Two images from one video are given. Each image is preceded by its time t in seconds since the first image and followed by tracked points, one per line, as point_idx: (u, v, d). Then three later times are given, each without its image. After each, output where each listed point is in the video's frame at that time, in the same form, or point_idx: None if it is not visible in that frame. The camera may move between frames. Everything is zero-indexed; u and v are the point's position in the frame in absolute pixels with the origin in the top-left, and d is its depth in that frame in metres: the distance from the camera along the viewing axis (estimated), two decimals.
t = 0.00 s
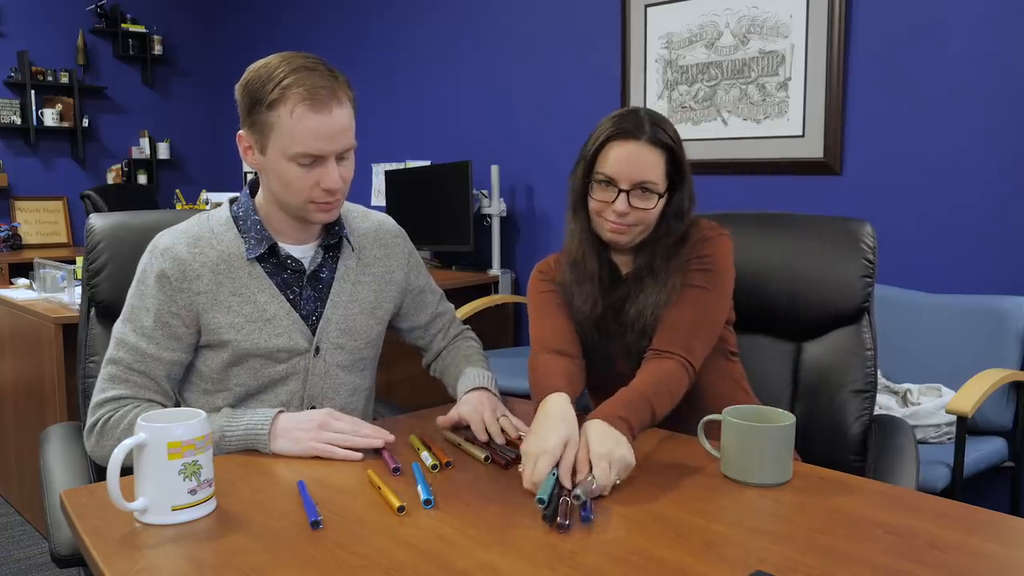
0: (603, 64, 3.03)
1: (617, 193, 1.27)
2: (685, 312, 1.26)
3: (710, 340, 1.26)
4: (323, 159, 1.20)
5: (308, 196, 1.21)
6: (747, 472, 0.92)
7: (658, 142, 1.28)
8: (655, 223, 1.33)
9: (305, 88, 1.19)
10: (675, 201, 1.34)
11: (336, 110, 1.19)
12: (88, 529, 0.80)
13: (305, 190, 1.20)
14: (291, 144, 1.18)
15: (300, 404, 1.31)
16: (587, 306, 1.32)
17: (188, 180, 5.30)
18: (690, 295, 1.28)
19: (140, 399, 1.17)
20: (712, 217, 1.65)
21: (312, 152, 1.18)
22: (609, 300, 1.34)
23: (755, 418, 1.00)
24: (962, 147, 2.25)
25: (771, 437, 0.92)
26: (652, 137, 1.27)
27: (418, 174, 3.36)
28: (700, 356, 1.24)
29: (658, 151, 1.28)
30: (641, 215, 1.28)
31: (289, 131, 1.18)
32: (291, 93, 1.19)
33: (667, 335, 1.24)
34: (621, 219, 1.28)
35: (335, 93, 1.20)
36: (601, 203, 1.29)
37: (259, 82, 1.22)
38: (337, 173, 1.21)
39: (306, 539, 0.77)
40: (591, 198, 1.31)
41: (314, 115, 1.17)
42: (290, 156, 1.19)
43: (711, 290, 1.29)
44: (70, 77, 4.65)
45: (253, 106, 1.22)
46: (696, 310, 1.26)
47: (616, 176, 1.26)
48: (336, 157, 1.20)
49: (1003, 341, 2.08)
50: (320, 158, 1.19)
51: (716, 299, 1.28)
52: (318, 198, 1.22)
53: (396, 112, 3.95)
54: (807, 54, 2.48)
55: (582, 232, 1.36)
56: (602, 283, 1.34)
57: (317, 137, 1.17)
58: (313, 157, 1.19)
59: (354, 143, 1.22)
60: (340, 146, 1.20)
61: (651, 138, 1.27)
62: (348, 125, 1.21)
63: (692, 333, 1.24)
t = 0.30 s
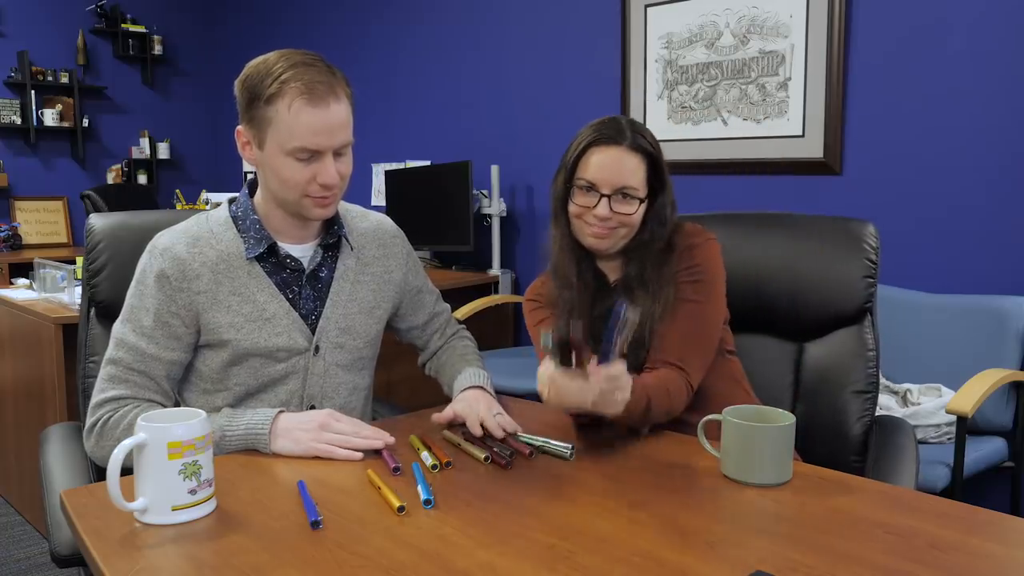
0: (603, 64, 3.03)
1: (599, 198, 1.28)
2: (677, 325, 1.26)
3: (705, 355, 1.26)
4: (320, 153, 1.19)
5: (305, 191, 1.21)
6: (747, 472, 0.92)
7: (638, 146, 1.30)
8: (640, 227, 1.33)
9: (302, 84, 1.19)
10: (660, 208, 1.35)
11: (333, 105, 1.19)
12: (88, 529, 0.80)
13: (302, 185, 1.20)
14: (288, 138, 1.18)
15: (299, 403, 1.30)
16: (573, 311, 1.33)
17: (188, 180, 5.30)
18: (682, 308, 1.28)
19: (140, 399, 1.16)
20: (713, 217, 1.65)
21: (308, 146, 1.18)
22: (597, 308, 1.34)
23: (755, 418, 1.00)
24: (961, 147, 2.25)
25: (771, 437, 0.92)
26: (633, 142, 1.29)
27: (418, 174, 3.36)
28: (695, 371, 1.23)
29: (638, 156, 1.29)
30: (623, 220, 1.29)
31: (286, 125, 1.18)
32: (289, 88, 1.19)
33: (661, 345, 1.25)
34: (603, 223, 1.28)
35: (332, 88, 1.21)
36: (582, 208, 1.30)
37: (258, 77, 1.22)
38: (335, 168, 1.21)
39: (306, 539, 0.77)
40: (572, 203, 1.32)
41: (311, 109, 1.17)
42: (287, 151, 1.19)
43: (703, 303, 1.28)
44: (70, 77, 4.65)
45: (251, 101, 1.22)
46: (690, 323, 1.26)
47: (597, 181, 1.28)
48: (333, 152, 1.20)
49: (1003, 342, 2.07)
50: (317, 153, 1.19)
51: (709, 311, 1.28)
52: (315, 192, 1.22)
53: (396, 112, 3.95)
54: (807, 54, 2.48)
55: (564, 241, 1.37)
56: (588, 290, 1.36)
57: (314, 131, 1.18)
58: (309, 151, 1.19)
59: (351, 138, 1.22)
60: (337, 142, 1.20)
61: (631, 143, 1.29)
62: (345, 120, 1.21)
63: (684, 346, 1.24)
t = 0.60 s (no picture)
0: (603, 64, 3.03)
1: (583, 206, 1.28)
2: (670, 324, 1.26)
3: (705, 351, 1.26)
4: (324, 147, 1.20)
5: (308, 184, 1.21)
6: (747, 472, 0.92)
7: (621, 153, 1.31)
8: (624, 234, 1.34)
9: (306, 78, 1.20)
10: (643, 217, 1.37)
11: (336, 99, 1.20)
12: (88, 529, 0.80)
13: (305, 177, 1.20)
14: (292, 131, 1.19)
15: (299, 402, 1.30)
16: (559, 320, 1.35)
17: (188, 180, 5.30)
18: (672, 306, 1.28)
19: (140, 398, 1.16)
20: (713, 217, 1.66)
21: (313, 138, 1.18)
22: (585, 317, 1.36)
23: (755, 418, 1.00)
24: (961, 147, 2.25)
25: (771, 437, 0.92)
26: (615, 148, 1.30)
27: (418, 174, 3.36)
28: (694, 368, 1.23)
29: (621, 162, 1.30)
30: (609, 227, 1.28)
31: (290, 118, 1.18)
32: (294, 82, 1.20)
33: (660, 343, 1.25)
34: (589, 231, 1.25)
35: (335, 84, 1.22)
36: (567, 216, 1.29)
37: (260, 73, 1.23)
38: (338, 161, 1.21)
39: (306, 539, 0.77)
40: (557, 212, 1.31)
41: (315, 102, 1.18)
42: (290, 144, 1.19)
43: (694, 299, 1.28)
44: (70, 77, 4.65)
45: (254, 96, 1.23)
46: (685, 321, 1.26)
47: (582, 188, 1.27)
48: (337, 145, 1.21)
49: (1003, 341, 2.07)
50: (321, 146, 1.19)
51: (701, 307, 1.28)
52: (318, 185, 1.21)
53: (396, 112, 3.95)
54: (807, 53, 2.48)
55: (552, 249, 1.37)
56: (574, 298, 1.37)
57: (318, 123, 1.18)
58: (314, 144, 1.19)
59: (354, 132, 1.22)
60: (341, 135, 1.20)
61: (614, 149, 1.30)
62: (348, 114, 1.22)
63: (684, 344, 1.24)
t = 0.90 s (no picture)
0: (603, 64, 3.03)
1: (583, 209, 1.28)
2: (671, 323, 1.26)
3: (705, 350, 1.26)
4: (308, 126, 1.21)
5: (290, 162, 1.23)
6: (747, 472, 0.92)
7: (621, 155, 1.31)
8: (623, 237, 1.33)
9: (299, 60, 1.21)
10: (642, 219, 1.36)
11: (327, 82, 1.20)
12: (88, 529, 0.80)
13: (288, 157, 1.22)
14: (278, 108, 1.21)
15: (298, 401, 1.30)
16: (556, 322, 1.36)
17: (188, 180, 5.30)
18: (671, 306, 1.28)
19: (139, 394, 1.16)
20: (713, 217, 1.66)
21: (298, 116, 1.20)
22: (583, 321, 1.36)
23: (754, 418, 1.00)
24: (961, 147, 2.25)
25: (771, 437, 0.92)
26: (615, 150, 1.30)
27: (418, 174, 3.36)
28: (694, 366, 1.23)
29: (621, 164, 1.30)
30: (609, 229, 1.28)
31: (277, 96, 1.20)
32: (287, 64, 1.21)
33: (661, 342, 1.25)
34: (588, 233, 1.24)
35: (330, 68, 1.23)
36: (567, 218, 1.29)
37: (263, 57, 1.25)
38: (322, 143, 1.22)
39: (306, 539, 0.77)
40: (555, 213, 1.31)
41: (305, 82, 1.19)
42: (276, 122, 1.21)
43: (694, 298, 1.28)
44: (70, 77, 4.65)
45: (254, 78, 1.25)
46: (685, 321, 1.26)
47: (581, 190, 1.27)
48: (322, 127, 1.22)
49: (1003, 341, 2.07)
50: (305, 125, 1.21)
51: (701, 306, 1.28)
52: (302, 166, 1.23)
53: (396, 112, 3.95)
54: (807, 54, 2.48)
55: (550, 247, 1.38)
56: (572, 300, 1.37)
57: (305, 104, 1.19)
58: (298, 122, 1.21)
59: (344, 117, 1.23)
60: (327, 117, 1.21)
61: (614, 152, 1.30)
62: (339, 99, 1.22)
63: (685, 343, 1.24)
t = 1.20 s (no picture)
0: (603, 64, 3.03)
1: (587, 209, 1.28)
2: (675, 325, 1.26)
3: (708, 351, 1.26)
4: (323, 132, 1.22)
5: (304, 166, 1.24)
6: (747, 472, 0.92)
7: (626, 154, 1.31)
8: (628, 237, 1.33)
9: (316, 67, 1.21)
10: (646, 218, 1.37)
11: (343, 91, 1.21)
12: (88, 529, 0.80)
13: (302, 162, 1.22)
14: (293, 113, 1.21)
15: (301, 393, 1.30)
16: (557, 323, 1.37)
17: (188, 180, 5.30)
18: (672, 308, 1.28)
19: (165, 384, 1.14)
20: (713, 217, 1.66)
21: (313, 122, 1.20)
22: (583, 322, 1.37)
23: (754, 418, 1.00)
24: (962, 147, 2.25)
25: (771, 437, 0.92)
26: (620, 150, 1.30)
27: (418, 174, 3.36)
28: (698, 366, 1.23)
29: (626, 164, 1.30)
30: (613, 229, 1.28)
31: (293, 101, 1.20)
32: (303, 69, 1.21)
33: (664, 343, 1.25)
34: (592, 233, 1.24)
35: (345, 75, 1.23)
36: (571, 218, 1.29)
37: (277, 59, 1.25)
38: (337, 151, 1.23)
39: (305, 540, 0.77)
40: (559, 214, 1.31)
41: (322, 90, 1.19)
42: (291, 126, 1.21)
43: (697, 299, 1.28)
44: (70, 77, 4.65)
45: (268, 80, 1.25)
46: (689, 322, 1.26)
47: (587, 191, 1.27)
48: (336, 133, 1.22)
49: (1003, 341, 2.07)
50: (320, 131, 1.21)
51: (706, 307, 1.28)
52: (316, 172, 1.24)
53: (396, 112, 3.95)
54: (807, 54, 2.48)
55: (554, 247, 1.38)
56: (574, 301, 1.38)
57: (321, 111, 1.20)
58: (313, 128, 1.21)
59: (357, 124, 1.23)
60: (343, 124, 1.22)
61: (619, 151, 1.30)
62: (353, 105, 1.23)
63: (689, 345, 1.24)
